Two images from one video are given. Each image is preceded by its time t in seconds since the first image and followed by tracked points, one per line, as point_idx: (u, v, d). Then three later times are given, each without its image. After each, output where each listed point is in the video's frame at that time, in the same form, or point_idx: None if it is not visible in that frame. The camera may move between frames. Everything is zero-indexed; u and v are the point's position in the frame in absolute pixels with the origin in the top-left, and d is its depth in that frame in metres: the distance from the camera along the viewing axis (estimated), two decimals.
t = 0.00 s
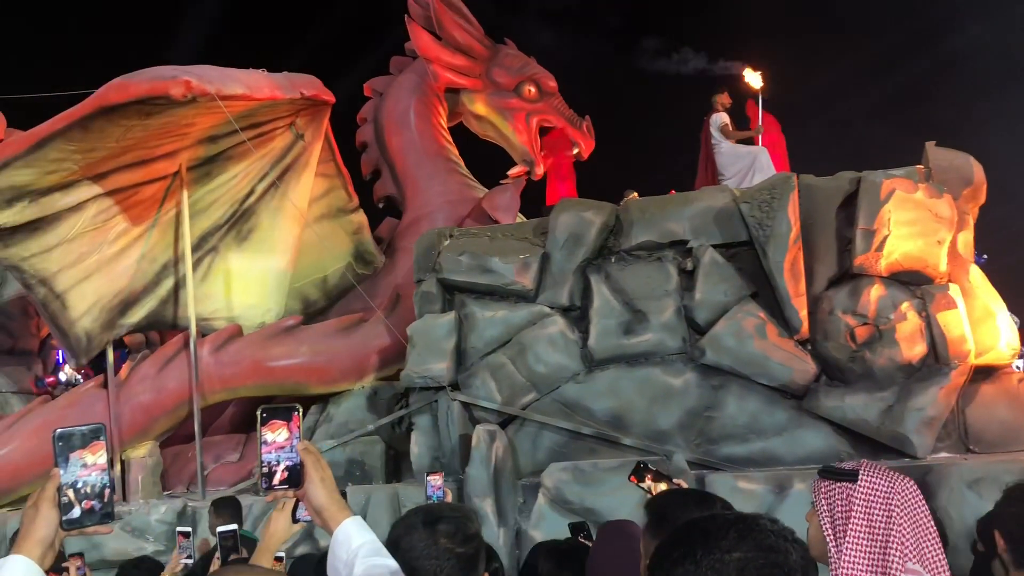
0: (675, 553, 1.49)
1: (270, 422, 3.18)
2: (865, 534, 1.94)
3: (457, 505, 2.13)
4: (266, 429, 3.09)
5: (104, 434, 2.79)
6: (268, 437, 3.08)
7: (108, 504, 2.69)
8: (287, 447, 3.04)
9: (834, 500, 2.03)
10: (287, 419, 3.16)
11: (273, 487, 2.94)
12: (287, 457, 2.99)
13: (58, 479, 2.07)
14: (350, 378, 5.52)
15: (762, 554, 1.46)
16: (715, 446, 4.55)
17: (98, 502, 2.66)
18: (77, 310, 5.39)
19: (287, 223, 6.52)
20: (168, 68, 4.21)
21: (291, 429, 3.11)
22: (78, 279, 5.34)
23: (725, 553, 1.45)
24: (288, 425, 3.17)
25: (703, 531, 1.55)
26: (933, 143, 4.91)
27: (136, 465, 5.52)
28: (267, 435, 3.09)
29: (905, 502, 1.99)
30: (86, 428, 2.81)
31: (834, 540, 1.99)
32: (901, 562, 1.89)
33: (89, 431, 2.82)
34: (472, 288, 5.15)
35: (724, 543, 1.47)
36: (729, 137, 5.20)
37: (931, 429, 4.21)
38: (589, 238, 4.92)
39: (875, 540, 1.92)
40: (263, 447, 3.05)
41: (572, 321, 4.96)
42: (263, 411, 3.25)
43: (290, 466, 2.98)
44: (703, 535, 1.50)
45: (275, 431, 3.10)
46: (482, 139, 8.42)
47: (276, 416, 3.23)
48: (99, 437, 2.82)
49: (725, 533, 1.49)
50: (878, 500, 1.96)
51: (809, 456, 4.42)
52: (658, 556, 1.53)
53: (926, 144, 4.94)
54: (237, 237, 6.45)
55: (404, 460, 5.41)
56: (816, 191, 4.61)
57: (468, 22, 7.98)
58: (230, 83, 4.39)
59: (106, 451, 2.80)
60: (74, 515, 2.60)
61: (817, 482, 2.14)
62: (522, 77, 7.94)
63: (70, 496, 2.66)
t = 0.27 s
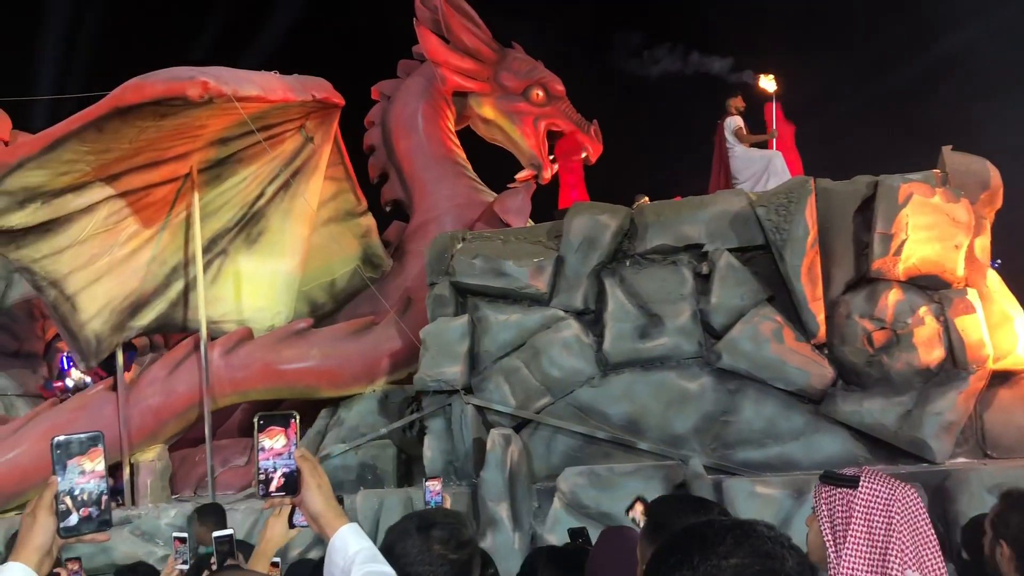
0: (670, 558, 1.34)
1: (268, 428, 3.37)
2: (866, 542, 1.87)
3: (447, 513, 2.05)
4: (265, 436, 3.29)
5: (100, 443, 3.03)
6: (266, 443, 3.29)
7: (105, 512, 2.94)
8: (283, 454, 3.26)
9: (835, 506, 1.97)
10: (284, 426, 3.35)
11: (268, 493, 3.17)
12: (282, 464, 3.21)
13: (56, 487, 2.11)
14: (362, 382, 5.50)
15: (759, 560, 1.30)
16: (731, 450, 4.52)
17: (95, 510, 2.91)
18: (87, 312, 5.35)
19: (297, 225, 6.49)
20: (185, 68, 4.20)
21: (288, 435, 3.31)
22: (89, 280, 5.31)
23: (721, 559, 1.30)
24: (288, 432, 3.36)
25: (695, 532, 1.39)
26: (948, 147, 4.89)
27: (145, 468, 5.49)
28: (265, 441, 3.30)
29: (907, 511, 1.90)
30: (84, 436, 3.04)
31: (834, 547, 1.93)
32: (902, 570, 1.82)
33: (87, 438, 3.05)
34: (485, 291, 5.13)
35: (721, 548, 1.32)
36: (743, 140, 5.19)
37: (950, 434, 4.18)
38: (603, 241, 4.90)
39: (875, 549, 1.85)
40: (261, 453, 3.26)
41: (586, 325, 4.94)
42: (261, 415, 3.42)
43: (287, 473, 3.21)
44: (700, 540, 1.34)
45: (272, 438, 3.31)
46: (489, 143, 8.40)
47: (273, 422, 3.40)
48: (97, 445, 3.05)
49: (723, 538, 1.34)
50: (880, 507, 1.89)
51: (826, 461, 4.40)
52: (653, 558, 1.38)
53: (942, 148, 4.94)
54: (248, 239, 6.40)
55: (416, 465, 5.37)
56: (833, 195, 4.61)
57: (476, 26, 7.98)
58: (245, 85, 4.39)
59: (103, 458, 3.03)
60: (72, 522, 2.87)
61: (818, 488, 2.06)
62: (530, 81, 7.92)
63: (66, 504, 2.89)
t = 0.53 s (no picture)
0: (670, 565, 1.45)
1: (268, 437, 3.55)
2: (863, 550, 1.90)
3: (448, 522, 2.20)
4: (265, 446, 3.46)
5: (100, 451, 3.17)
6: (267, 452, 3.46)
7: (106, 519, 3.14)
8: (282, 464, 3.42)
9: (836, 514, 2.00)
10: (284, 436, 3.53)
11: (269, 502, 3.38)
12: (281, 475, 3.41)
13: (56, 493, 2.15)
14: (373, 388, 5.49)
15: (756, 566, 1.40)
16: (747, 457, 4.51)
17: (95, 519, 3.11)
18: (97, 316, 5.32)
19: (306, 230, 6.47)
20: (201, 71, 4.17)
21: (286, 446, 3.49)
22: (100, 285, 5.28)
23: (718, 566, 1.41)
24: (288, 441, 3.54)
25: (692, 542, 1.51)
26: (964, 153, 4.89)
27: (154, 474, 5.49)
28: (266, 450, 3.46)
29: (907, 521, 1.93)
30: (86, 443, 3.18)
31: (834, 555, 1.96)
32: None
33: (88, 446, 3.18)
34: (499, 296, 5.11)
35: (718, 556, 1.43)
36: (757, 146, 5.21)
37: (967, 441, 4.17)
38: (618, 247, 4.88)
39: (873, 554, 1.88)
40: (262, 461, 3.43)
41: (600, 330, 4.92)
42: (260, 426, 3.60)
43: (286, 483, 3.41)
44: (697, 547, 1.46)
45: (273, 447, 3.48)
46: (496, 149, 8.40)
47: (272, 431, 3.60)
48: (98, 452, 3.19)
49: (719, 547, 1.44)
50: (878, 512, 1.92)
51: (843, 467, 4.39)
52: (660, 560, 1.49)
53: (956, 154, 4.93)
54: (257, 244, 6.39)
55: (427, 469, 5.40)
56: (848, 202, 4.58)
57: (484, 33, 7.98)
58: (261, 88, 4.37)
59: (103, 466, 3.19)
60: (73, 530, 3.08)
61: (819, 495, 2.13)
62: (537, 87, 7.92)
63: (67, 513, 3.11)
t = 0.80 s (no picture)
0: None
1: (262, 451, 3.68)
2: (860, 561, 1.87)
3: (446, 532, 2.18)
4: (260, 458, 3.61)
5: (96, 463, 3.22)
6: (261, 464, 3.62)
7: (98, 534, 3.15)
8: (277, 477, 3.54)
9: (833, 525, 1.97)
10: (279, 448, 3.67)
11: (262, 514, 3.43)
12: (276, 486, 3.48)
13: (50, 508, 2.27)
14: (382, 395, 5.45)
15: None
16: (763, 465, 4.49)
17: (89, 532, 3.12)
18: (106, 323, 5.29)
19: (314, 238, 6.47)
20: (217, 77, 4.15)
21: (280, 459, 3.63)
22: (109, 291, 5.25)
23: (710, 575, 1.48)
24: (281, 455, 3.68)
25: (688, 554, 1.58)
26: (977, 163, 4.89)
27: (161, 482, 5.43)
28: (260, 463, 3.61)
29: (903, 534, 1.92)
30: (80, 457, 3.22)
31: (830, 564, 1.94)
32: None
33: (82, 460, 3.22)
34: (511, 303, 5.09)
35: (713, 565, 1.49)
36: (770, 154, 5.18)
37: (985, 450, 4.14)
38: (631, 253, 4.86)
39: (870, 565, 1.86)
40: (257, 473, 3.57)
41: (613, 338, 4.90)
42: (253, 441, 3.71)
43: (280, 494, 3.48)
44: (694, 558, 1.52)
45: (267, 459, 3.64)
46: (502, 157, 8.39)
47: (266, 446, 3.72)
48: (94, 465, 3.22)
49: (714, 558, 1.51)
50: (875, 524, 1.90)
51: (860, 476, 4.36)
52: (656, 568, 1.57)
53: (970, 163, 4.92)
54: (265, 251, 6.40)
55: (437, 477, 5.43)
56: (863, 210, 4.57)
57: (491, 41, 7.98)
58: (276, 94, 4.35)
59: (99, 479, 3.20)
60: (67, 542, 3.08)
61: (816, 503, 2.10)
62: (544, 96, 7.91)
63: (61, 524, 3.10)
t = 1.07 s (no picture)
0: None
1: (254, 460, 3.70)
2: (852, 569, 2.01)
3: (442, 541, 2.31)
4: (251, 468, 3.63)
5: (88, 472, 3.26)
6: (253, 474, 3.63)
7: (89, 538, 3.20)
8: (269, 487, 3.56)
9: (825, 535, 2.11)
10: (271, 458, 3.68)
11: (253, 524, 3.45)
12: (266, 497, 3.52)
13: (42, 515, 2.31)
14: (391, 404, 5.42)
15: None
16: (777, 475, 4.46)
17: (81, 539, 3.17)
18: (114, 330, 5.26)
19: (322, 245, 6.44)
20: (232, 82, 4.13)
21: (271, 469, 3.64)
22: (118, 297, 5.21)
23: None
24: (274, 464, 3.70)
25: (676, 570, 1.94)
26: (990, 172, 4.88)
27: (168, 491, 5.38)
28: (253, 472, 3.62)
29: (895, 544, 2.03)
30: (73, 466, 3.27)
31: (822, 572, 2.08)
32: None
33: (74, 469, 3.28)
34: (522, 311, 5.06)
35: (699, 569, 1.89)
36: (781, 163, 5.18)
37: (1002, 459, 4.11)
38: (644, 262, 4.83)
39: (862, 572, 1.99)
40: (249, 483, 3.58)
41: (625, 346, 4.87)
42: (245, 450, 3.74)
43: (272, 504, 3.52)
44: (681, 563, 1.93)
45: (259, 469, 3.64)
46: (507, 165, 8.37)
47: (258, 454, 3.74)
48: (86, 473, 3.28)
49: None
50: (868, 534, 2.02)
51: (875, 486, 4.34)
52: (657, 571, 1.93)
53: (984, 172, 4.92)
54: (273, 258, 6.40)
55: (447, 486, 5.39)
56: (878, 219, 4.55)
57: (496, 49, 7.98)
58: (290, 100, 4.32)
59: (91, 488, 3.27)
60: (59, 551, 3.10)
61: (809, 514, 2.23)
62: (550, 104, 7.91)
63: (52, 531, 3.14)
